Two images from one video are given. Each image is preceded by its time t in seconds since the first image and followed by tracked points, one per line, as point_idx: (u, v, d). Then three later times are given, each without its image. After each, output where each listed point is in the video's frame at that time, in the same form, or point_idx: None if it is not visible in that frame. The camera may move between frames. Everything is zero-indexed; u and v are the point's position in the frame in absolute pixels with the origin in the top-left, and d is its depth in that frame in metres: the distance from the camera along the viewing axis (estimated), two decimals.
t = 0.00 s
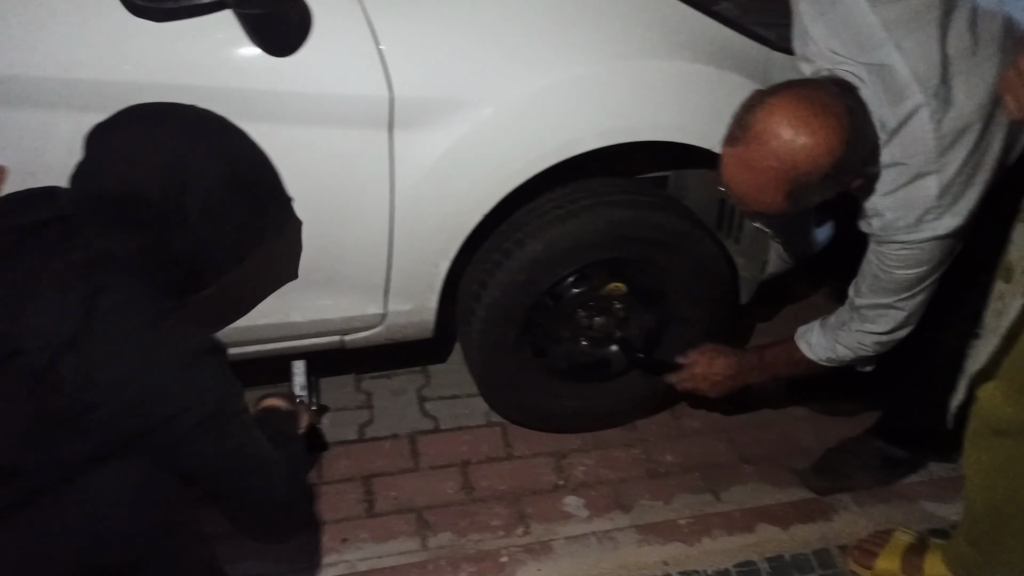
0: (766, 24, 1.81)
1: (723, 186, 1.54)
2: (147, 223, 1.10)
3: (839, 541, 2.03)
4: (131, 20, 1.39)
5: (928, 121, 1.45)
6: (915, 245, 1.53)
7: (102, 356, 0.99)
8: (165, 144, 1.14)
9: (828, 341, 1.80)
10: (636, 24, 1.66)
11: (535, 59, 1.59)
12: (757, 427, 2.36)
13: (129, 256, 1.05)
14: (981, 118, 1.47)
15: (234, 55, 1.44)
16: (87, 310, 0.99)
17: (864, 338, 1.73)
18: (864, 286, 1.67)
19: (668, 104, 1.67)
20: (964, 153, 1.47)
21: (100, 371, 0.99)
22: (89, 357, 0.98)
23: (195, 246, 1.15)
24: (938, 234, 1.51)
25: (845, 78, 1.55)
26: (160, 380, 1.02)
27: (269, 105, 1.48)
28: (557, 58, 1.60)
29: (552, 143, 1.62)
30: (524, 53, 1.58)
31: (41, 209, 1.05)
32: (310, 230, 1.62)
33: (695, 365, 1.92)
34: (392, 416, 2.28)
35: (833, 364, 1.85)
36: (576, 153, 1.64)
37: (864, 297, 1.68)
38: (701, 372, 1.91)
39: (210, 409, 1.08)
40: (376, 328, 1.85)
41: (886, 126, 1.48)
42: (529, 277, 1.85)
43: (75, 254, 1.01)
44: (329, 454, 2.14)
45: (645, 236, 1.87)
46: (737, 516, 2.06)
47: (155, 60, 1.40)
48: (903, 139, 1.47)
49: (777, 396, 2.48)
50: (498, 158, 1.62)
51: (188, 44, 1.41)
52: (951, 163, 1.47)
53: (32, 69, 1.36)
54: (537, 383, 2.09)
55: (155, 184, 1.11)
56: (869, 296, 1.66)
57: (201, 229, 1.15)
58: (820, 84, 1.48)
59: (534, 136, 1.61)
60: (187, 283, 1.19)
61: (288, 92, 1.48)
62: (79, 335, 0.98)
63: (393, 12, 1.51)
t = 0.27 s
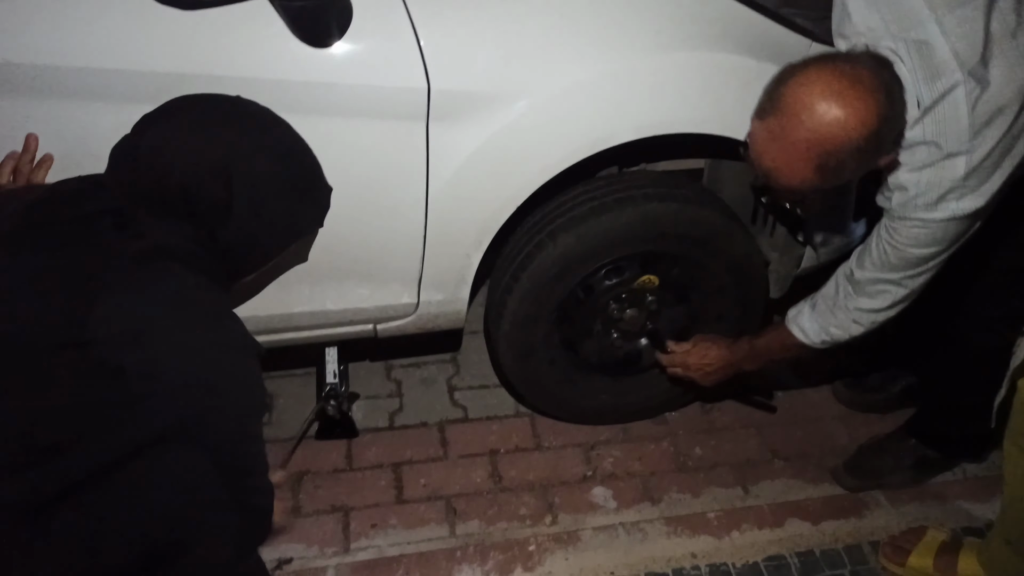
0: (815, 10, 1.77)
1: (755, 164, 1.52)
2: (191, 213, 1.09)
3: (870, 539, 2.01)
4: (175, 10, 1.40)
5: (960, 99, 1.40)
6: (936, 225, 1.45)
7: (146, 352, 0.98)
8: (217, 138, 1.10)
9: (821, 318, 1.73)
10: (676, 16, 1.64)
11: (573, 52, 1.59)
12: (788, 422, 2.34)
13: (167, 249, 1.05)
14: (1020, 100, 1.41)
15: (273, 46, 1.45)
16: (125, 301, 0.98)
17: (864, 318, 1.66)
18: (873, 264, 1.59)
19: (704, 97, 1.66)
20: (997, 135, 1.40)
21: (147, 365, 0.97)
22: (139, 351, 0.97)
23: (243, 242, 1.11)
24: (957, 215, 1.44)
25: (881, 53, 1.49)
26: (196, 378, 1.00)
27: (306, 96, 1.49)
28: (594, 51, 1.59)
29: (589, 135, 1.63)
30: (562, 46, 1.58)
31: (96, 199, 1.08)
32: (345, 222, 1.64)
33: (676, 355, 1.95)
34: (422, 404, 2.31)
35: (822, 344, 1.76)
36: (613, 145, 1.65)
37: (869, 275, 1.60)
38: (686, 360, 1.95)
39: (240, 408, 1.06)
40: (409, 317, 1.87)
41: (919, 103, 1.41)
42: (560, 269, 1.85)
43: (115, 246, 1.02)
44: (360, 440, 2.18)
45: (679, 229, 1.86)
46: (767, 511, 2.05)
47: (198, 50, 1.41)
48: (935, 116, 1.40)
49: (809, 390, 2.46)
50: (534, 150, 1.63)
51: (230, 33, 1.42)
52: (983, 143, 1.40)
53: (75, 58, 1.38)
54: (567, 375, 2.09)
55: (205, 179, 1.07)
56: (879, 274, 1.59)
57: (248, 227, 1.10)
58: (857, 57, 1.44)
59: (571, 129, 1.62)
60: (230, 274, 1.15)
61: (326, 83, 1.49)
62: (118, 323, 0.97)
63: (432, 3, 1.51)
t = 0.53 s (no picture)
0: None
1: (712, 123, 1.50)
2: (184, 214, 1.10)
3: (862, 520, 2.02)
4: None
5: (915, 62, 1.40)
6: (898, 193, 1.45)
7: (139, 346, 1.02)
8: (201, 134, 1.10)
9: (818, 306, 1.73)
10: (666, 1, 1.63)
11: (562, 36, 1.57)
12: (780, 406, 2.36)
13: (161, 246, 1.08)
14: (974, 64, 1.42)
15: (258, 34, 1.43)
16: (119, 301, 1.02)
17: (849, 298, 1.66)
18: (854, 242, 1.60)
19: (694, 81, 1.66)
20: (952, 98, 1.41)
21: (145, 361, 1.03)
22: (132, 347, 1.02)
23: (233, 237, 1.14)
24: (917, 182, 1.44)
25: (839, 15, 1.46)
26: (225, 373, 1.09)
27: (295, 86, 1.47)
28: (584, 35, 1.58)
29: (580, 120, 1.62)
30: (551, 31, 1.57)
31: (84, 196, 1.07)
32: (335, 213, 1.63)
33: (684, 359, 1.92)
34: (415, 394, 2.31)
35: (820, 330, 1.77)
36: (604, 130, 1.64)
37: (851, 254, 1.62)
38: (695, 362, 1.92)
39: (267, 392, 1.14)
40: (400, 307, 1.86)
41: (876, 66, 1.40)
42: (551, 256, 1.84)
43: (106, 246, 1.04)
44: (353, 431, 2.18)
45: (670, 215, 1.85)
46: (760, 494, 2.06)
47: (186, 39, 1.39)
48: (891, 81, 1.40)
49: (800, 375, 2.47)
50: (524, 136, 1.62)
51: (219, 22, 1.40)
52: (939, 107, 1.41)
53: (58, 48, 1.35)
54: (560, 362, 2.09)
55: (194, 177, 1.08)
56: (857, 253, 1.60)
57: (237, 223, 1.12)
58: (820, 19, 1.42)
59: (561, 115, 1.61)
60: (223, 269, 1.19)
61: (315, 72, 1.47)
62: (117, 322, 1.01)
63: None
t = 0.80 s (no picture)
0: None
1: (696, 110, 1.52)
2: (148, 194, 1.07)
3: (856, 512, 2.03)
4: None
5: (899, 49, 1.41)
6: (883, 181, 1.45)
7: (106, 328, 1.01)
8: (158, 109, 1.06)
9: (799, 287, 1.75)
10: None
11: (551, 32, 1.57)
12: (773, 399, 2.36)
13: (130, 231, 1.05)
14: (959, 51, 1.42)
15: (246, 33, 1.42)
16: (92, 282, 1.00)
17: (830, 282, 1.68)
18: (836, 228, 1.62)
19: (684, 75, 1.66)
20: (937, 85, 1.41)
21: (113, 344, 1.01)
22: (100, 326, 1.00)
23: (200, 214, 1.10)
24: (901, 169, 1.44)
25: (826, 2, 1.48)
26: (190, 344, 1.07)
27: (285, 85, 1.47)
28: (573, 31, 1.58)
29: (571, 116, 1.62)
30: (540, 27, 1.57)
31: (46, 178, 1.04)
32: (326, 213, 1.63)
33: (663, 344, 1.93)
34: (409, 391, 2.31)
35: (801, 312, 1.79)
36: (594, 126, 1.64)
37: (833, 240, 1.63)
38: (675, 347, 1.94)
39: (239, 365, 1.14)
40: (393, 305, 1.86)
41: (859, 54, 1.44)
42: (544, 252, 1.85)
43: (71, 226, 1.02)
44: (347, 429, 2.18)
45: (662, 210, 1.86)
46: (754, 487, 2.06)
47: (175, 39, 1.39)
48: (874, 67, 1.42)
49: (794, 368, 2.48)
50: (515, 133, 1.62)
51: (208, 21, 1.39)
52: (923, 94, 1.40)
53: (46, 49, 1.35)
54: (554, 358, 2.09)
55: (154, 149, 1.04)
56: (840, 238, 1.61)
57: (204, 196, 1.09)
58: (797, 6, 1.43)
59: (551, 111, 1.61)
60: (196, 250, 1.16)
61: (305, 71, 1.47)
62: (78, 305, 1.00)
63: None
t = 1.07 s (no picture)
0: None
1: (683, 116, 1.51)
2: (148, 198, 1.20)
3: (851, 509, 2.03)
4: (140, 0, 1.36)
5: (888, 48, 1.41)
6: (873, 181, 1.45)
7: (116, 338, 1.10)
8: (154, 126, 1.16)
9: (782, 287, 1.74)
10: None
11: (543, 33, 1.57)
12: (768, 397, 2.37)
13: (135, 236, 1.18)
14: (948, 49, 1.42)
15: (237, 36, 1.41)
16: (105, 293, 1.10)
17: (811, 282, 1.67)
18: (822, 225, 1.61)
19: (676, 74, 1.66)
20: (927, 84, 1.41)
21: (117, 351, 1.10)
22: (112, 338, 1.10)
23: (197, 214, 1.24)
24: (890, 169, 1.44)
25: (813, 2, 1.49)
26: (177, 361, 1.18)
27: (277, 87, 1.47)
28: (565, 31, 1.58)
29: (563, 115, 1.62)
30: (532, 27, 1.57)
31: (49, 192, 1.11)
32: (319, 215, 1.62)
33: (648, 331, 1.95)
34: (404, 392, 2.31)
35: (783, 312, 1.78)
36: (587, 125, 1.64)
37: (818, 238, 1.63)
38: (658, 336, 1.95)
39: (225, 382, 1.27)
40: (387, 307, 1.86)
41: (847, 54, 1.44)
42: (538, 252, 1.85)
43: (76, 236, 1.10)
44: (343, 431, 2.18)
45: (656, 209, 1.86)
46: (750, 485, 2.07)
47: (165, 42, 1.38)
48: (862, 67, 1.42)
49: (789, 366, 2.49)
50: (508, 133, 1.62)
51: (199, 23, 1.39)
52: (912, 93, 1.41)
53: (34, 53, 1.34)
54: (548, 358, 2.09)
55: (154, 160, 1.17)
56: (825, 236, 1.61)
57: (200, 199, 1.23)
58: (785, 6, 1.43)
59: (544, 110, 1.61)
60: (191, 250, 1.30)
61: (297, 72, 1.46)
62: (91, 315, 1.08)
63: None
